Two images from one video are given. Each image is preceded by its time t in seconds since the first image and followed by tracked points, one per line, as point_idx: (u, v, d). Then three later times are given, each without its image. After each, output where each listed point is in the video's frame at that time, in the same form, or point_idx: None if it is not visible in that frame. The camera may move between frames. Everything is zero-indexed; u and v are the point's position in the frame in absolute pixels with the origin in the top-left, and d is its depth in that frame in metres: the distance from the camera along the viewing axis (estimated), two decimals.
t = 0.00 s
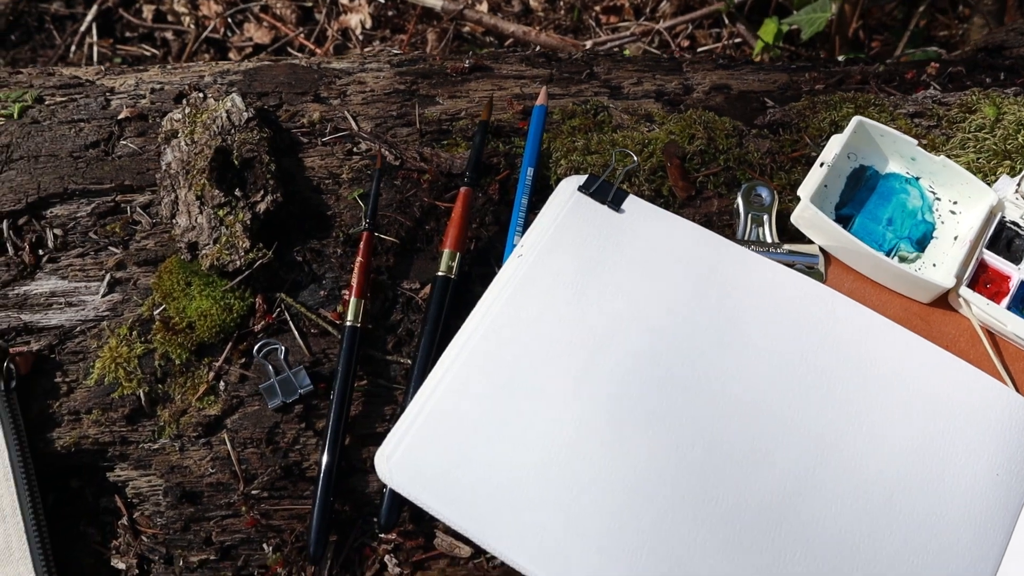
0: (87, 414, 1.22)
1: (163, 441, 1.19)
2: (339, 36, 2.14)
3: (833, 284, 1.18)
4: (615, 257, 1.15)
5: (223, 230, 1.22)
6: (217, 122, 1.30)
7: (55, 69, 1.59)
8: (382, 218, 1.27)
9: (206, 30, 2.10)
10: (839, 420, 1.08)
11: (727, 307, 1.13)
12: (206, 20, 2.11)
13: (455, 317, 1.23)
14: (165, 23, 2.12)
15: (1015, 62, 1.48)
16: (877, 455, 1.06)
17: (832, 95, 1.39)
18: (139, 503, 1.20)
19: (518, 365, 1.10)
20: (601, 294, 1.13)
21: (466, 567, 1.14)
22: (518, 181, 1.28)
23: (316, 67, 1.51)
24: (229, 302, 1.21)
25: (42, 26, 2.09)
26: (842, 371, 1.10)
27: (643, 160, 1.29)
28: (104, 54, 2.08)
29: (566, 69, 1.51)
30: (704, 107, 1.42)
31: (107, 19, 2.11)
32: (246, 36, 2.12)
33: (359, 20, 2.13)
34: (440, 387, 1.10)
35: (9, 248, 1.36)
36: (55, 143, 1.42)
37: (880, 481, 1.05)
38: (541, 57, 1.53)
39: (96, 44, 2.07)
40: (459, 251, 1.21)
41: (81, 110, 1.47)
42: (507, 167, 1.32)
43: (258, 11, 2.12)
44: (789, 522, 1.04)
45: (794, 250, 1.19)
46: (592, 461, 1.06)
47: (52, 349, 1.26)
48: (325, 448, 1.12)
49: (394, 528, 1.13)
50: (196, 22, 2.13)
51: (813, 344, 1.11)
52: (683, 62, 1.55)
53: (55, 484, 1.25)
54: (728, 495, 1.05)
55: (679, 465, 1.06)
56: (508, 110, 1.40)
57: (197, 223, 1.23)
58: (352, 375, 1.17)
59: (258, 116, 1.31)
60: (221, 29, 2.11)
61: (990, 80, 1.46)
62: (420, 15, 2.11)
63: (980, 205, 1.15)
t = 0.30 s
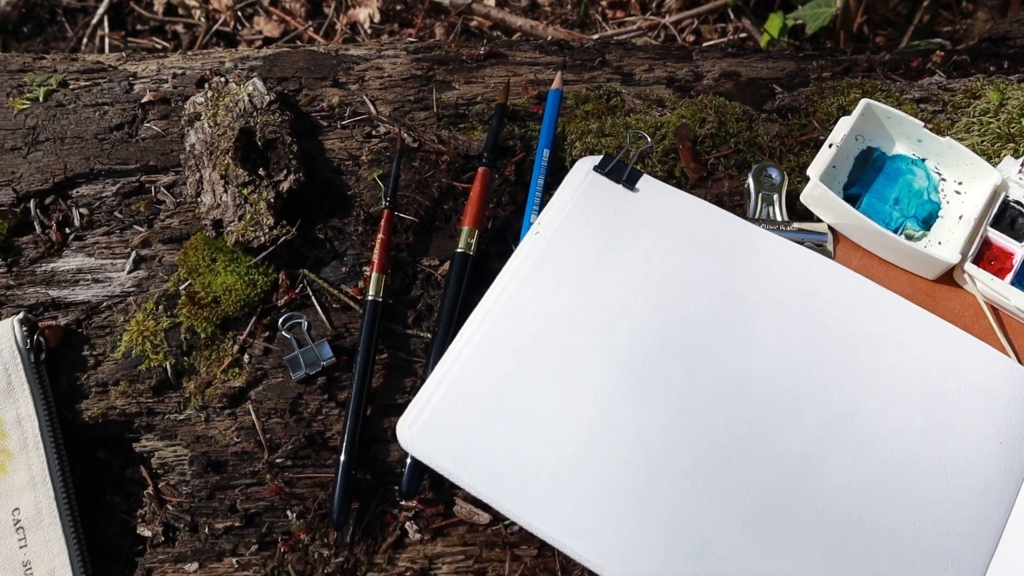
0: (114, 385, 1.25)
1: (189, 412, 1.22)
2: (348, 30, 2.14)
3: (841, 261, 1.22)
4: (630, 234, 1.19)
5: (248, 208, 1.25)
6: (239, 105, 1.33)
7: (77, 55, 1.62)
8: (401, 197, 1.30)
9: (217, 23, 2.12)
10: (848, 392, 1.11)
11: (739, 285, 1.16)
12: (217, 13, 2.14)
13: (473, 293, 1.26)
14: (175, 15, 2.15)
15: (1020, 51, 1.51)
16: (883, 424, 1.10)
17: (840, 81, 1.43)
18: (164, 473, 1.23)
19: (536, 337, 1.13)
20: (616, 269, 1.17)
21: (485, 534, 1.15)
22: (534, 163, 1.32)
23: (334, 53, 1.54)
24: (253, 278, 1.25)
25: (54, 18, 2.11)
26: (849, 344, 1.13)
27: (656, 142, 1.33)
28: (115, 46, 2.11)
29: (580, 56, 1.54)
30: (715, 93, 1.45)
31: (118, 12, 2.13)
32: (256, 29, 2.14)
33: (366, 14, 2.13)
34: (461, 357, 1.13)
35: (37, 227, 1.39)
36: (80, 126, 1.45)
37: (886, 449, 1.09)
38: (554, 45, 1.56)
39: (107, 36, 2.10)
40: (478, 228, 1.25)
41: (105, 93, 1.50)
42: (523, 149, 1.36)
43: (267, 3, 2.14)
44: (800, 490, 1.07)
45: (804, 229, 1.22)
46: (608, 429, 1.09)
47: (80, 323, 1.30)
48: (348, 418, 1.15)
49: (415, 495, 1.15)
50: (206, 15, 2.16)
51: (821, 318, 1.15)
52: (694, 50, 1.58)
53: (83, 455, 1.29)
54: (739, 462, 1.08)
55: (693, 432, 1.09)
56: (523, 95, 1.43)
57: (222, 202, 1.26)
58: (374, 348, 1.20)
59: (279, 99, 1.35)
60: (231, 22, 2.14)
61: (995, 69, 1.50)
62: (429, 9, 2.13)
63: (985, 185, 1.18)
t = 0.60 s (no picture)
0: (138, 363, 1.29)
1: (211, 388, 1.26)
2: (351, 31, 2.17)
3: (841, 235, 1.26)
4: (636, 211, 1.23)
5: (266, 190, 1.29)
6: (253, 95, 1.37)
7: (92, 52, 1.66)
8: (414, 179, 1.35)
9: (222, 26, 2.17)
10: (852, 359, 1.14)
11: (743, 258, 1.20)
12: (222, 16, 2.19)
13: (484, 271, 1.31)
14: (180, 19, 2.19)
15: (1011, 35, 1.56)
16: (884, 388, 1.13)
17: (836, 65, 1.47)
18: (186, 449, 1.27)
19: (547, 309, 1.17)
20: (623, 244, 1.21)
21: (500, 500, 1.17)
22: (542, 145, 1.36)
23: (344, 45, 1.58)
24: (271, 258, 1.29)
25: (60, 22, 2.13)
26: (851, 312, 1.17)
27: (660, 123, 1.37)
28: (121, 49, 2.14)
29: (583, 45, 1.58)
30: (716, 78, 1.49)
31: (123, 15, 2.17)
32: (259, 30, 2.19)
33: (369, 15, 2.16)
34: (474, 329, 1.17)
35: (58, 214, 1.43)
36: (99, 117, 1.49)
37: (888, 412, 1.12)
38: (558, 35, 1.61)
39: (113, 39, 2.13)
40: (489, 207, 1.29)
41: (122, 86, 1.53)
42: (531, 133, 1.40)
43: (270, 6, 2.19)
44: (806, 451, 1.10)
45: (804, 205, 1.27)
46: (617, 396, 1.12)
47: (102, 305, 1.34)
48: (366, 391, 1.19)
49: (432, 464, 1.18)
50: (210, 18, 2.20)
51: (822, 289, 1.18)
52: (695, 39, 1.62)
53: (106, 433, 1.32)
54: (747, 425, 1.11)
55: (700, 398, 1.12)
56: (530, 82, 1.48)
57: (241, 184, 1.30)
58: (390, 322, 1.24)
59: (293, 88, 1.39)
60: (235, 24, 2.19)
61: (988, 51, 1.54)
62: (430, 9, 2.18)
63: (978, 159, 1.22)
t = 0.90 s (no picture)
0: (158, 339, 1.35)
1: (229, 361, 1.32)
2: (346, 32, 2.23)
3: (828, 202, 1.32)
4: (632, 183, 1.28)
5: (278, 172, 1.35)
6: (262, 85, 1.41)
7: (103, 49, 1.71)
8: (419, 160, 1.41)
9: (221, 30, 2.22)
10: (843, 317, 1.20)
11: (738, 226, 1.25)
12: (221, 21, 2.24)
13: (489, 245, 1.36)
14: (180, 24, 2.24)
15: (991, 16, 1.63)
16: (872, 344, 1.18)
17: (822, 45, 1.53)
18: (206, 422, 1.32)
19: (549, 276, 1.22)
20: (621, 214, 1.26)
21: (509, 460, 1.23)
22: (542, 125, 1.42)
23: (348, 37, 1.64)
24: (285, 236, 1.35)
25: (61, 30, 2.17)
26: (840, 273, 1.22)
27: (654, 102, 1.43)
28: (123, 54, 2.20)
29: (578, 33, 1.64)
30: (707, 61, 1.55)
31: (124, 22, 2.22)
32: (258, 34, 2.25)
33: (365, 16, 2.23)
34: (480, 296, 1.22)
35: (76, 201, 1.49)
36: (113, 109, 1.54)
37: (877, 366, 1.17)
38: (554, 25, 1.66)
39: (115, 45, 2.19)
40: (492, 183, 1.35)
41: (134, 79, 1.57)
42: (530, 115, 1.46)
43: (268, 10, 2.25)
44: (800, 405, 1.15)
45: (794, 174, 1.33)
46: (618, 357, 1.17)
47: (122, 286, 1.40)
48: (378, 358, 1.25)
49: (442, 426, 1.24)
50: (209, 23, 2.26)
51: (812, 252, 1.24)
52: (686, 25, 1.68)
53: (128, 409, 1.35)
54: (742, 381, 1.16)
55: (697, 356, 1.17)
56: (528, 67, 1.53)
57: (254, 167, 1.36)
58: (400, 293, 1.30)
59: (300, 77, 1.43)
60: (234, 28, 2.25)
61: (970, 31, 1.60)
62: (426, 9, 2.23)
63: (957, 126, 1.28)
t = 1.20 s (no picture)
0: (154, 326, 1.42)
1: (222, 341, 1.40)
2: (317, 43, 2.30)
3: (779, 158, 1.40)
4: (594, 150, 1.36)
5: (259, 161, 1.42)
6: (240, 84, 1.48)
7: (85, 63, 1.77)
8: (393, 145, 1.48)
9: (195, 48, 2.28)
10: (797, 261, 1.27)
11: (695, 184, 1.33)
12: (194, 40, 2.30)
13: (463, 219, 1.44)
14: (155, 45, 2.30)
15: None
16: (825, 283, 1.25)
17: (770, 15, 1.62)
18: (203, 403, 1.38)
19: (519, 240, 1.30)
20: (584, 178, 1.34)
21: (491, 415, 1.30)
22: (507, 105, 1.50)
23: (320, 36, 1.72)
24: (269, 222, 1.42)
25: (38, 57, 2.20)
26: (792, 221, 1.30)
27: (611, 77, 1.52)
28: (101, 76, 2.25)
29: (538, 21, 1.71)
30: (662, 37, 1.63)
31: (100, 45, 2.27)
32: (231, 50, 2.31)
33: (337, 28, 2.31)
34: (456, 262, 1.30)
35: (68, 204, 1.55)
36: (98, 116, 1.60)
37: (831, 303, 1.24)
38: (515, 14, 1.74)
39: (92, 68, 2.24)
40: (463, 160, 1.43)
41: (117, 88, 1.64)
42: (495, 97, 1.54)
43: (240, 27, 2.31)
44: (760, 343, 1.22)
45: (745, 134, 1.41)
46: (587, 309, 1.24)
47: (116, 280, 1.47)
48: (363, 331, 1.32)
49: (427, 388, 1.31)
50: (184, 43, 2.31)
51: (765, 202, 1.31)
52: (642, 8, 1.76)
53: (128, 395, 1.41)
54: (705, 324, 1.23)
55: (661, 304, 1.24)
56: (492, 54, 1.61)
57: (236, 160, 1.43)
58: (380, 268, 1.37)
59: (275, 74, 1.49)
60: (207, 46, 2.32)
61: None
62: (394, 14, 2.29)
63: (895, 79, 1.37)
